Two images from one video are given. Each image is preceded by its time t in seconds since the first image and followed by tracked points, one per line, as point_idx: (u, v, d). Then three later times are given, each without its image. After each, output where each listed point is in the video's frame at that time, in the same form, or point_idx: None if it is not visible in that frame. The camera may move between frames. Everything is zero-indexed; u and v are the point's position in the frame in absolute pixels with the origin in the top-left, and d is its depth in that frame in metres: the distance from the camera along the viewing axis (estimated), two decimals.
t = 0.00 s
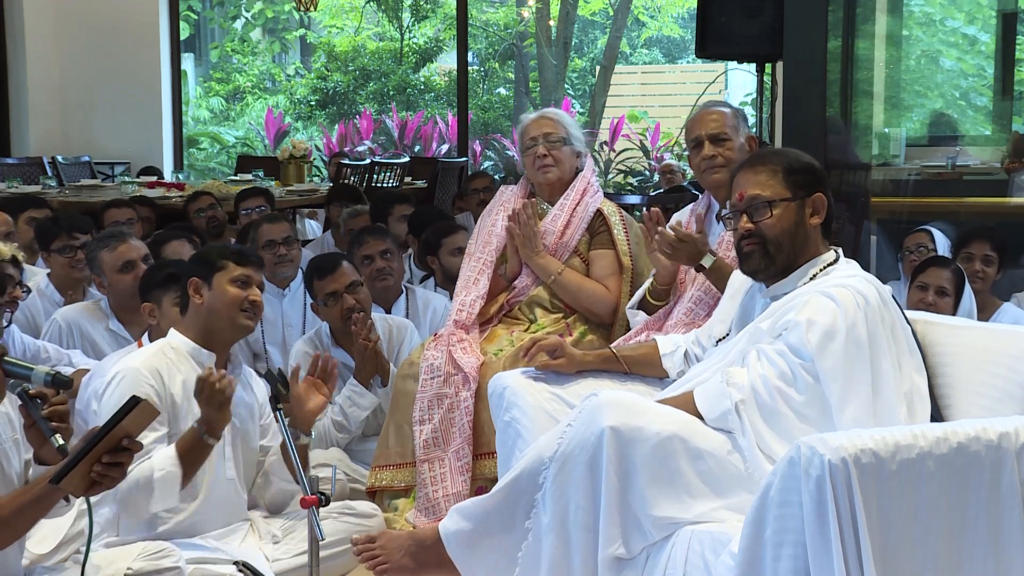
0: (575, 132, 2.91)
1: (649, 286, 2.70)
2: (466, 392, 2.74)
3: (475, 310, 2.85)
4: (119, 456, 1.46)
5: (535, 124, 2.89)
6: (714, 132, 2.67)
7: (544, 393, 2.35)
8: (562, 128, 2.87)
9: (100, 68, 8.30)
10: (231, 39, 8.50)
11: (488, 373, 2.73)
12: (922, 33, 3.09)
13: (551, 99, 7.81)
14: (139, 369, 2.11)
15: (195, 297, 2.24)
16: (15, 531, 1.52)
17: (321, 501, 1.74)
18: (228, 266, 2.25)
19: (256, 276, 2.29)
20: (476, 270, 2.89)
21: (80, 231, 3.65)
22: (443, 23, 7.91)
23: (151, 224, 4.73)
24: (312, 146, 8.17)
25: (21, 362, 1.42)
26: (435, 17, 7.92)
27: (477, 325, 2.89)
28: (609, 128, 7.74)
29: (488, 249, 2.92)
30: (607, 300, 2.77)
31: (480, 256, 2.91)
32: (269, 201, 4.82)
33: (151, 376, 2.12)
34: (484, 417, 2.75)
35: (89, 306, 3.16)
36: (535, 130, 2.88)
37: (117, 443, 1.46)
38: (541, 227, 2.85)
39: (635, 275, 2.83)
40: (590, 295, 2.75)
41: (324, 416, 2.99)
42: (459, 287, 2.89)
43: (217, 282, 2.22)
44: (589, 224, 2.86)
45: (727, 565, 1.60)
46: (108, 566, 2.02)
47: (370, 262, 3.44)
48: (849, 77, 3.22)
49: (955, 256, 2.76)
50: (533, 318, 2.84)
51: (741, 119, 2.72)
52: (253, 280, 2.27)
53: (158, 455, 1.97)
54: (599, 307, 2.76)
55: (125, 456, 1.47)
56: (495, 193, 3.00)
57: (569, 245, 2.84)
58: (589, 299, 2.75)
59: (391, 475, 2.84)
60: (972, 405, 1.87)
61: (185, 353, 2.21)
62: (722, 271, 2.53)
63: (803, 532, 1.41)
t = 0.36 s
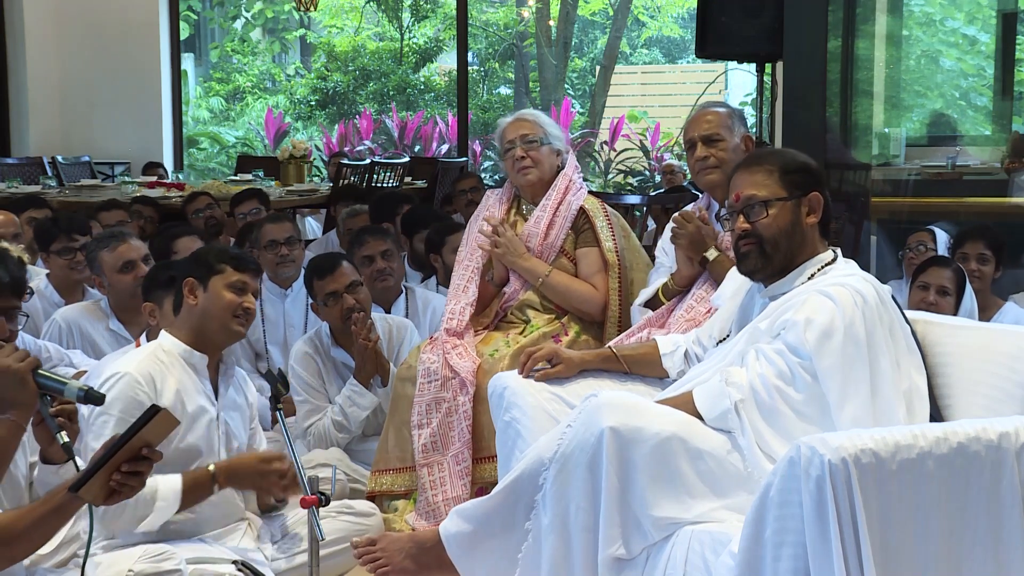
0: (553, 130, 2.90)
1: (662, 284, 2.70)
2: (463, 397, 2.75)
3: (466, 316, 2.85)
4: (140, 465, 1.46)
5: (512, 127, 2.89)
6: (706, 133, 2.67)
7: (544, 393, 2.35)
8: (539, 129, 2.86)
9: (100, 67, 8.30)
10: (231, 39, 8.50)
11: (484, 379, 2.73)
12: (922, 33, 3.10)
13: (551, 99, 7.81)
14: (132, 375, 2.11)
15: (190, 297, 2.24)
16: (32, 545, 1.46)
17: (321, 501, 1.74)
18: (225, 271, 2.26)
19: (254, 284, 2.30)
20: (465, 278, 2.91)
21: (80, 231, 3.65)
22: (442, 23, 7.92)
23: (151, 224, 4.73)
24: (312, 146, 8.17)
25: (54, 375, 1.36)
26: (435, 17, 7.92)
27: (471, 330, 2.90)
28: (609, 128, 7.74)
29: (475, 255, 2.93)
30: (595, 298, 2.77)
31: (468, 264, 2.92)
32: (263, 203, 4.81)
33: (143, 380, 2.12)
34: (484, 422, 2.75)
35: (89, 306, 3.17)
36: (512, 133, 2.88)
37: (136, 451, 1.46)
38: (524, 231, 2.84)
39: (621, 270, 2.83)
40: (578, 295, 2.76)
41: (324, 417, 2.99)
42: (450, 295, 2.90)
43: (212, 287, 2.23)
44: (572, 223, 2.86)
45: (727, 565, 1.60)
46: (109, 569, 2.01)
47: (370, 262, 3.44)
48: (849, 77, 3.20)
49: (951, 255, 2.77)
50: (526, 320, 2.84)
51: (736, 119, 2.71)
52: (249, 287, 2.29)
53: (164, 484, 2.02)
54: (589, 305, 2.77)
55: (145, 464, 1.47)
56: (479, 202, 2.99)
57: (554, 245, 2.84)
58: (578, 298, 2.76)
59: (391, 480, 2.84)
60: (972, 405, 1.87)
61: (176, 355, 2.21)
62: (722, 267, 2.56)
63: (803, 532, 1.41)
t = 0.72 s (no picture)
0: (558, 131, 2.90)
1: (645, 292, 2.68)
2: (460, 399, 2.74)
3: (463, 319, 2.84)
4: (154, 472, 1.48)
5: (517, 127, 2.88)
6: (705, 132, 2.67)
7: (544, 393, 2.35)
8: (544, 130, 2.86)
9: (100, 67, 8.29)
10: (231, 39, 8.50)
11: (479, 381, 2.74)
12: (922, 33, 3.10)
13: (551, 99, 7.81)
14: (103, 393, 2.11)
15: (159, 305, 2.22)
16: (44, 547, 1.46)
17: (321, 501, 1.74)
18: (191, 273, 2.24)
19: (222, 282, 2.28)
20: (466, 278, 2.89)
21: (77, 232, 3.65)
22: (442, 23, 7.92)
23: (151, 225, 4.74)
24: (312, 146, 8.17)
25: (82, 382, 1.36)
26: (435, 17, 7.91)
27: (469, 332, 2.90)
28: (609, 128, 7.75)
29: (477, 255, 2.91)
30: (599, 305, 2.77)
31: (469, 264, 2.91)
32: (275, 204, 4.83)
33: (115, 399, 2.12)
34: (483, 425, 2.75)
35: (89, 306, 3.17)
36: (517, 133, 2.87)
37: (151, 458, 1.48)
38: (529, 234, 2.84)
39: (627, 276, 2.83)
40: (582, 301, 2.75)
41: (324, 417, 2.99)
42: (450, 296, 2.89)
43: (180, 291, 2.21)
44: (577, 228, 2.86)
45: (727, 565, 1.60)
46: (109, 569, 2.00)
47: (370, 263, 3.45)
48: (849, 77, 3.20)
49: (954, 255, 2.76)
50: (527, 323, 2.85)
51: (737, 118, 2.71)
52: (217, 285, 2.27)
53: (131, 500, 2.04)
54: (592, 313, 2.77)
55: (160, 471, 1.49)
56: (485, 194, 3.00)
57: (559, 250, 2.84)
58: (581, 305, 2.75)
59: (392, 481, 2.84)
60: (972, 405, 1.87)
61: (152, 364, 2.20)
62: (717, 277, 2.53)
63: (803, 532, 1.41)
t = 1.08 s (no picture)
0: (584, 135, 2.90)
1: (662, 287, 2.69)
2: (457, 402, 2.74)
3: (467, 319, 2.84)
4: (159, 473, 1.51)
5: (542, 126, 2.87)
6: (708, 131, 2.67)
7: (544, 393, 2.35)
8: (570, 132, 2.86)
9: (100, 67, 8.29)
10: (231, 39, 8.49)
11: (480, 380, 2.74)
12: (922, 33, 3.10)
13: (551, 99, 7.81)
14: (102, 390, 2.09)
15: (149, 309, 2.22)
16: (48, 547, 1.46)
17: (321, 501, 1.74)
18: (177, 274, 2.24)
19: (208, 279, 2.28)
20: (473, 276, 2.89)
21: (76, 232, 3.65)
22: (442, 23, 7.91)
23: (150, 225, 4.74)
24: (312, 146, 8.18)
25: (88, 386, 1.40)
26: (435, 17, 7.92)
27: (471, 332, 2.89)
28: (609, 128, 7.75)
29: (488, 252, 2.92)
30: (609, 316, 2.77)
31: (478, 261, 2.91)
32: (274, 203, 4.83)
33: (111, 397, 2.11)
34: (484, 425, 2.75)
35: (89, 306, 3.17)
36: (542, 133, 2.86)
37: (157, 459, 1.51)
38: (544, 237, 2.83)
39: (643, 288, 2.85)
40: (592, 309, 2.74)
41: (324, 417, 2.99)
42: (453, 293, 2.89)
43: (169, 293, 2.21)
44: (592, 235, 2.86)
45: (727, 565, 1.60)
46: (109, 569, 2.00)
47: (370, 263, 3.45)
48: (850, 77, 3.19)
49: (953, 255, 2.77)
50: (533, 326, 2.85)
51: (738, 118, 2.71)
52: (206, 284, 2.26)
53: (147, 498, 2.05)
54: (600, 322, 2.76)
55: (165, 472, 1.52)
56: (500, 189, 3.00)
57: (572, 257, 2.83)
58: (591, 313, 2.74)
59: (396, 481, 2.84)
60: (972, 405, 1.87)
61: (146, 364, 2.20)
62: (718, 269, 2.57)
63: (803, 532, 1.41)
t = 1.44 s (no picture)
0: (585, 137, 2.92)
1: (656, 291, 2.68)
2: (458, 402, 2.74)
3: (468, 318, 2.84)
4: (156, 475, 1.49)
5: (545, 125, 2.88)
6: (709, 132, 2.67)
7: (544, 393, 2.35)
8: (572, 133, 2.87)
9: (100, 67, 8.29)
10: (231, 39, 8.49)
11: (481, 381, 2.74)
12: (922, 33, 3.10)
13: (551, 99, 7.81)
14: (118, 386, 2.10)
15: (178, 305, 2.22)
16: (49, 549, 1.46)
17: (321, 501, 1.74)
18: (212, 275, 2.24)
19: (240, 286, 2.28)
20: (472, 275, 2.89)
21: (76, 232, 3.65)
22: (442, 23, 7.91)
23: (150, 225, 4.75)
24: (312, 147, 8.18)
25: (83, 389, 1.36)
26: (435, 17, 7.92)
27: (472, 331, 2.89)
28: (609, 128, 7.75)
29: (486, 251, 2.92)
30: (606, 313, 2.76)
31: (477, 260, 2.91)
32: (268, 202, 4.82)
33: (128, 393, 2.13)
34: (484, 425, 2.75)
35: (89, 306, 3.17)
36: (545, 132, 2.87)
37: (153, 460, 1.49)
38: (541, 236, 2.84)
39: (641, 283, 2.83)
40: (589, 307, 2.75)
41: (324, 417, 2.99)
42: (455, 292, 2.90)
43: (200, 293, 2.20)
44: (589, 233, 2.85)
45: (727, 565, 1.60)
46: (109, 569, 2.00)
47: (370, 263, 3.45)
48: (849, 77, 3.17)
49: (955, 254, 2.75)
50: (532, 325, 2.85)
51: (738, 119, 2.71)
52: (238, 289, 2.27)
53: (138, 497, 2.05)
54: (598, 320, 2.76)
55: (161, 474, 1.49)
56: (496, 190, 3.00)
57: (569, 254, 2.84)
58: (588, 311, 2.75)
59: (394, 482, 2.84)
60: (972, 405, 1.87)
61: (167, 364, 2.21)
62: (716, 275, 2.57)
63: (803, 532, 1.42)
